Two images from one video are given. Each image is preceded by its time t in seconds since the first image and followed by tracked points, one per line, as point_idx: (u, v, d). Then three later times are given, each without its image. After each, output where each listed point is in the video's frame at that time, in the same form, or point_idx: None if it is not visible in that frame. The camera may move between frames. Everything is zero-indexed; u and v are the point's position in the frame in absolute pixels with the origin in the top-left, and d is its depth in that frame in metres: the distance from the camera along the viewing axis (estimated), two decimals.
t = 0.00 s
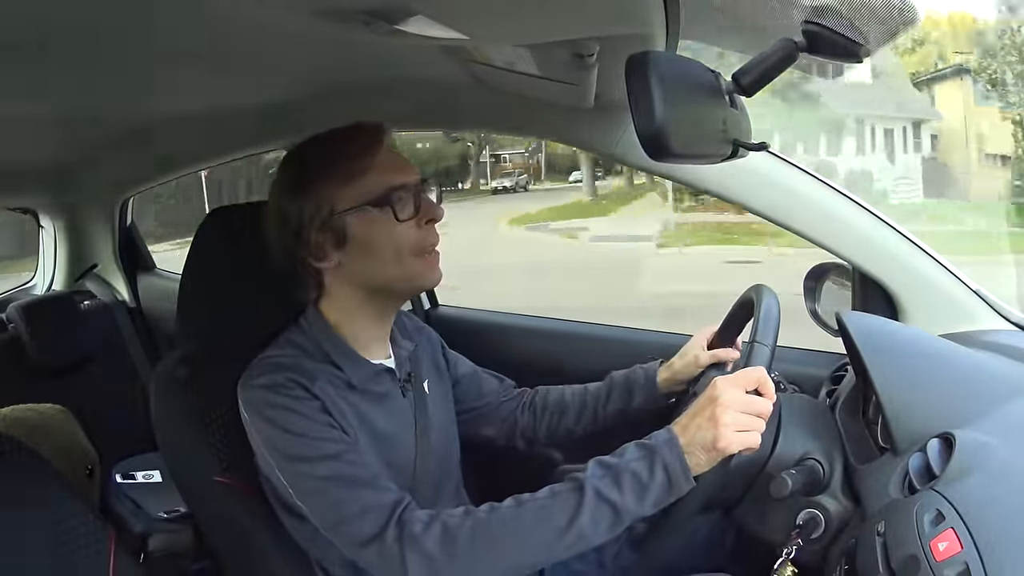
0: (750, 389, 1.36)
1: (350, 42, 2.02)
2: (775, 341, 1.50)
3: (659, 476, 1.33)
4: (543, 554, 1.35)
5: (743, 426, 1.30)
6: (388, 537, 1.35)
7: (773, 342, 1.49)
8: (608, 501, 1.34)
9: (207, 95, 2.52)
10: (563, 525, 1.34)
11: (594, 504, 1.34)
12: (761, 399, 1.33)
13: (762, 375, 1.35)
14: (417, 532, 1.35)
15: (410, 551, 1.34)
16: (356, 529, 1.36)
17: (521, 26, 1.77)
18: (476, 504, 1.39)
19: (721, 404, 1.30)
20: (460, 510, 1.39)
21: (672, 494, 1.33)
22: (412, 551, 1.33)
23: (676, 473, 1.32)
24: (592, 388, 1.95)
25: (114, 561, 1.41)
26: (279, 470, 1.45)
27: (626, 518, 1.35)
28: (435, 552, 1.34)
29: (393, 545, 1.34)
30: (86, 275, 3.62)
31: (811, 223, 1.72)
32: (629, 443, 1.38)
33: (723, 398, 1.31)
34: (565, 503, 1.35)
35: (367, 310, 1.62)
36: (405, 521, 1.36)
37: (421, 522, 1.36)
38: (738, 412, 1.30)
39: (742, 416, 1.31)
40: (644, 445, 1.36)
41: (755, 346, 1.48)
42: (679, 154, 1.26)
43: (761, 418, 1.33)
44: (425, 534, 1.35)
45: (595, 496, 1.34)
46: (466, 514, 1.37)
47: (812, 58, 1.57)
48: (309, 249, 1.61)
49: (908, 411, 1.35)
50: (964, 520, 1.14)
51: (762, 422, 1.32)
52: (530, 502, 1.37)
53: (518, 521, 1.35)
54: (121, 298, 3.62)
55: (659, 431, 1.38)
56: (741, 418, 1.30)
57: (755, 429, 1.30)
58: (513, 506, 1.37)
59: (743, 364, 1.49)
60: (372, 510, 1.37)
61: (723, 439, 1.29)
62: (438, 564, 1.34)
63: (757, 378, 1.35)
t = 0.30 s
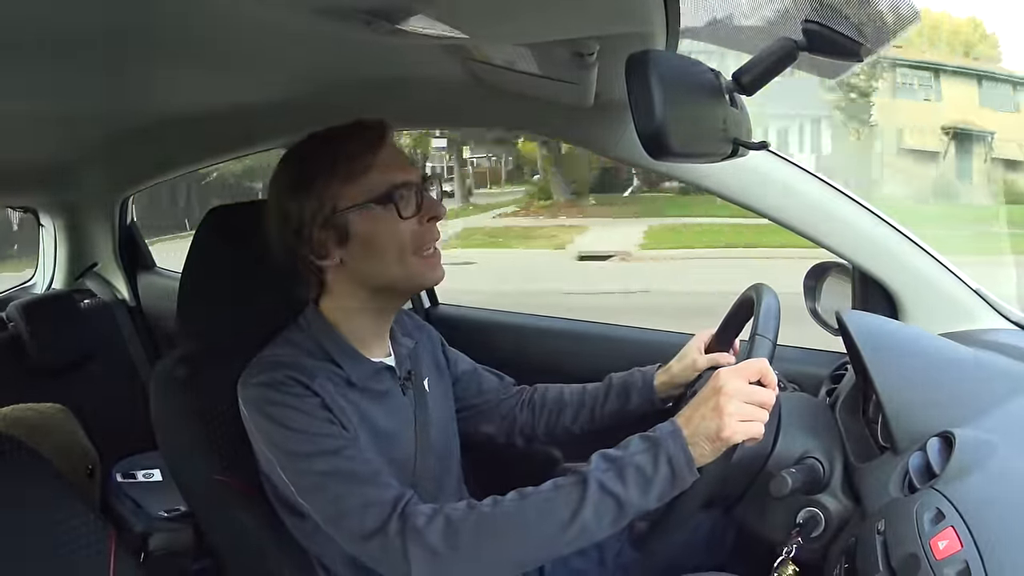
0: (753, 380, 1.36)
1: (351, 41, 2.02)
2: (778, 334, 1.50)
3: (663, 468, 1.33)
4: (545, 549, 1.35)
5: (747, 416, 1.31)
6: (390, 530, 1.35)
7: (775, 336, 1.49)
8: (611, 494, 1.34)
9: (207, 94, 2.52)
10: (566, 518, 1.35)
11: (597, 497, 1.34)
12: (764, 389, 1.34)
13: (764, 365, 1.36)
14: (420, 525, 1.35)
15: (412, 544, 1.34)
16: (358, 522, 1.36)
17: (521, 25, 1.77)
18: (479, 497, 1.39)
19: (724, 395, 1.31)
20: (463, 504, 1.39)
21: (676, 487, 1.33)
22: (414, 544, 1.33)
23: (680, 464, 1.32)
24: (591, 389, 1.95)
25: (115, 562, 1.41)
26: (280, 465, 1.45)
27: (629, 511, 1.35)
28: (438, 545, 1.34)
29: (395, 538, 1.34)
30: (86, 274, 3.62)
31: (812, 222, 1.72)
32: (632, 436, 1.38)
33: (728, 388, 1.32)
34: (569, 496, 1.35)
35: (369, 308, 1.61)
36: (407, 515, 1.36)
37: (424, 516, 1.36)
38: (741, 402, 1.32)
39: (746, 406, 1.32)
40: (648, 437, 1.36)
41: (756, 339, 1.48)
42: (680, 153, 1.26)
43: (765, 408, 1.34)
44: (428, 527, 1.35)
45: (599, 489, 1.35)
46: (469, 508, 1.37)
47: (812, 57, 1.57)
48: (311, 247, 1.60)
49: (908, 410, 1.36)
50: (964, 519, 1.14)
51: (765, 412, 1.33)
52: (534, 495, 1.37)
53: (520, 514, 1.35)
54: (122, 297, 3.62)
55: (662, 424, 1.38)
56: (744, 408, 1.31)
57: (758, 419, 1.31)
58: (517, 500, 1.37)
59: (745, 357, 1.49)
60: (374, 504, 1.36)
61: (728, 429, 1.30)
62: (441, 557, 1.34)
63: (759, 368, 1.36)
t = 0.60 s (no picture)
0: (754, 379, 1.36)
1: (351, 41, 2.02)
2: (778, 334, 1.50)
3: (663, 467, 1.33)
4: (545, 548, 1.35)
5: (747, 415, 1.31)
6: (389, 529, 1.35)
7: (775, 335, 1.49)
8: (612, 493, 1.34)
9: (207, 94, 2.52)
10: (566, 517, 1.34)
11: (598, 496, 1.34)
12: (765, 388, 1.34)
13: (765, 364, 1.36)
14: (420, 524, 1.35)
15: (411, 543, 1.34)
16: (358, 521, 1.36)
17: (521, 24, 1.77)
18: (480, 496, 1.39)
19: (725, 394, 1.31)
20: (463, 502, 1.39)
21: (677, 486, 1.33)
22: (414, 543, 1.33)
23: (681, 464, 1.32)
24: (590, 388, 1.94)
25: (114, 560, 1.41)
26: (280, 463, 1.45)
27: (630, 510, 1.35)
28: (437, 544, 1.34)
29: (395, 537, 1.34)
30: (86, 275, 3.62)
31: (812, 223, 1.71)
32: (633, 435, 1.38)
33: (728, 388, 1.32)
34: (569, 494, 1.35)
35: (365, 309, 1.62)
36: (407, 513, 1.36)
37: (424, 515, 1.36)
38: (742, 401, 1.32)
39: (747, 406, 1.32)
40: (649, 436, 1.36)
41: (756, 339, 1.48)
42: (680, 153, 1.26)
43: (766, 408, 1.33)
44: (427, 526, 1.35)
45: (599, 488, 1.34)
46: (470, 506, 1.37)
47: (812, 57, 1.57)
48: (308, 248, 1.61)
49: (908, 409, 1.36)
50: (964, 519, 1.14)
51: (766, 411, 1.33)
52: (535, 494, 1.37)
53: (521, 513, 1.35)
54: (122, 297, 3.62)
55: (663, 423, 1.38)
56: (745, 407, 1.31)
57: (759, 418, 1.31)
58: (517, 498, 1.37)
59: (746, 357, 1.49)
60: (374, 503, 1.36)
61: (729, 427, 1.30)
62: (441, 556, 1.34)
63: (760, 367, 1.36)
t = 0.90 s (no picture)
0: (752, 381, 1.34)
1: (350, 44, 2.02)
2: (777, 337, 1.50)
3: (664, 471, 1.33)
4: (545, 551, 1.35)
5: (747, 418, 1.30)
6: (389, 533, 1.35)
7: (774, 337, 1.49)
8: (612, 497, 1.34)
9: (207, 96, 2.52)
10: (566, 521, 1.34)
11: (597, 499, 1.34)
12: (764, 391, 1.33)
13: (763, 367, 1.34)
14: (420, 529, 1.34)
15: (411, 547, 1.34)
16: (358, 526, 1.36)
17: (522, 28, 1.77)
18: (480, 500, 1.39)
19: (726, 398, 1.29)
20: (463, 505, 1.39)
21: (677, 489, 1.33)
22: (413, 547, 1.33)
23: (681, 468, 1.32)
24: (585, 383, 1.97)
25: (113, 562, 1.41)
26: (282, 467, 1.44)
27: (629, 513, 1.35)
28: (437, 548, 1.34)
29: (395, 541, 1.34)
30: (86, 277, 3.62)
31: (812, 226, 1.72)
32: (632, 439, 1.38)
33: (728, 391, 1.30)
34: (569, 498, 1.35)
35: (365, 313, 1.63)
36: (406, 517, 1.36)
37: (424, 519, 1.35)
38: (742, 404, 1.30)
39: (747, 408, 1.30)
40: (649, 440, 1.36)
41: (755, 342, 1.48)
42: (679, 155, 1.27)
43: (765, 410, 1.32)
44: (427, 530, 1.34)
45: (599, 491, 1.34)
46: (470, 510, 1.37)
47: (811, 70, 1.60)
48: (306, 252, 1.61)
49: (909, 413, 1.36)
50: (964, 522, 1.13)
51: (766, 414, 1.32)
52: (534, 497, 1.37)
53: (520, 517, 1.35)
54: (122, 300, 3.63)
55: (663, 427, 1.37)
56: (745, 411, 1.29)
57: (760, 421, 1.30)
58: (517, 501, 1.37)
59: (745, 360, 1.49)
60: (374, 507, 1.36)
61: (729, 431, 1.29)
62: (440, 560, 1.34)
63: (759, 370, 1.34)
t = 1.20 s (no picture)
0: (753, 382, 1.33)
1: (350, 46, 2.02)
2: (776, 338, 1.49)
3: (665, 473, 1.34)
4: (546, 554, 1.35)
5: (749, 418, 1.29)
6: (389, 535, 1.34)
7: (774, 339, 1.49)
8: (613, 498, 1.34)
9: (208, 99, 2.52)
10: (567, 523, 1.34)
11: (598, 501, 1.35)
12: (766, 391, 1.31)
13: (764, 367, 1.32)
14: (420, 530, 1.34)
15: (411, 549, 1.33)
16: (358, 527, 1.34)
17: (522, 30, 1.77)
18: (480, 502, 1.39)
19: (727, 398, 1.29)
20: (463, 507, 1.39)
21: (677, 492, 1.34)
22: (413, 549, 1.33)
23: (682, 470, 1.33)
24: (579, 364, 1.96)
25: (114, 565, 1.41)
26: (282, 470, 1.44)
27: (630, 515, 1.35)
28: (438, 550, 1.33)
29: (395, 543, 1.33)
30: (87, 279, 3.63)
31: (812, 228, 1.72)
32: (632, 442, 1.40)
33: (729, 391, 1.29)
34: (569, 500, 1.36)
35: (361, 316, 1.63)
36: (407, 519, 1.35)
37: (424, 521, 1.35)
38: (743, 404, 1.29)
39: (748, 409, 1.29)
40: (649, 442, 1.37)
41: (755, 344, 1.48)
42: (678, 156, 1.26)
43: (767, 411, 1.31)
44: (427, 532, 1.34)
45: (600, 493, 1.35)
46: (470, 512, 1.37)
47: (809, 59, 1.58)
48: (300, 256, 1.62)
49: (908, 415, 1.36)
50: (963, 523, 1.13)
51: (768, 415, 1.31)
52: (534, 499, 1.37)
53: (520, 518, 1.35)
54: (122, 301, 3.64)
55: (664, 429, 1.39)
56: (746, 411, 1.29)
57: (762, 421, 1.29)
58: (517, 504, 1.38)
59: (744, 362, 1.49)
60: (373, 508, 1.35)
61: (731, 432, 1.28)
62: (440, 562, 1.33)
63: (759, 370, 1.32)
